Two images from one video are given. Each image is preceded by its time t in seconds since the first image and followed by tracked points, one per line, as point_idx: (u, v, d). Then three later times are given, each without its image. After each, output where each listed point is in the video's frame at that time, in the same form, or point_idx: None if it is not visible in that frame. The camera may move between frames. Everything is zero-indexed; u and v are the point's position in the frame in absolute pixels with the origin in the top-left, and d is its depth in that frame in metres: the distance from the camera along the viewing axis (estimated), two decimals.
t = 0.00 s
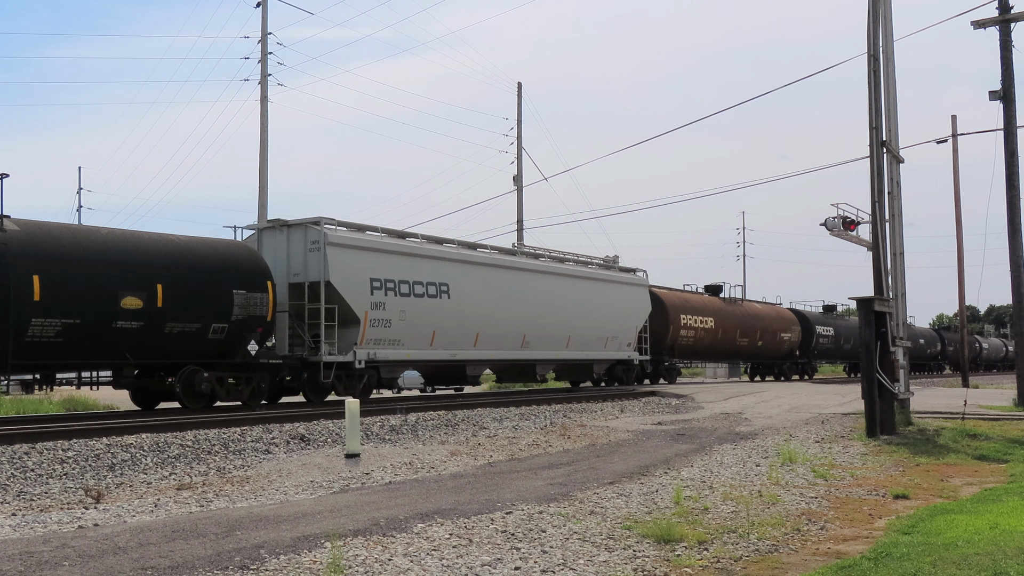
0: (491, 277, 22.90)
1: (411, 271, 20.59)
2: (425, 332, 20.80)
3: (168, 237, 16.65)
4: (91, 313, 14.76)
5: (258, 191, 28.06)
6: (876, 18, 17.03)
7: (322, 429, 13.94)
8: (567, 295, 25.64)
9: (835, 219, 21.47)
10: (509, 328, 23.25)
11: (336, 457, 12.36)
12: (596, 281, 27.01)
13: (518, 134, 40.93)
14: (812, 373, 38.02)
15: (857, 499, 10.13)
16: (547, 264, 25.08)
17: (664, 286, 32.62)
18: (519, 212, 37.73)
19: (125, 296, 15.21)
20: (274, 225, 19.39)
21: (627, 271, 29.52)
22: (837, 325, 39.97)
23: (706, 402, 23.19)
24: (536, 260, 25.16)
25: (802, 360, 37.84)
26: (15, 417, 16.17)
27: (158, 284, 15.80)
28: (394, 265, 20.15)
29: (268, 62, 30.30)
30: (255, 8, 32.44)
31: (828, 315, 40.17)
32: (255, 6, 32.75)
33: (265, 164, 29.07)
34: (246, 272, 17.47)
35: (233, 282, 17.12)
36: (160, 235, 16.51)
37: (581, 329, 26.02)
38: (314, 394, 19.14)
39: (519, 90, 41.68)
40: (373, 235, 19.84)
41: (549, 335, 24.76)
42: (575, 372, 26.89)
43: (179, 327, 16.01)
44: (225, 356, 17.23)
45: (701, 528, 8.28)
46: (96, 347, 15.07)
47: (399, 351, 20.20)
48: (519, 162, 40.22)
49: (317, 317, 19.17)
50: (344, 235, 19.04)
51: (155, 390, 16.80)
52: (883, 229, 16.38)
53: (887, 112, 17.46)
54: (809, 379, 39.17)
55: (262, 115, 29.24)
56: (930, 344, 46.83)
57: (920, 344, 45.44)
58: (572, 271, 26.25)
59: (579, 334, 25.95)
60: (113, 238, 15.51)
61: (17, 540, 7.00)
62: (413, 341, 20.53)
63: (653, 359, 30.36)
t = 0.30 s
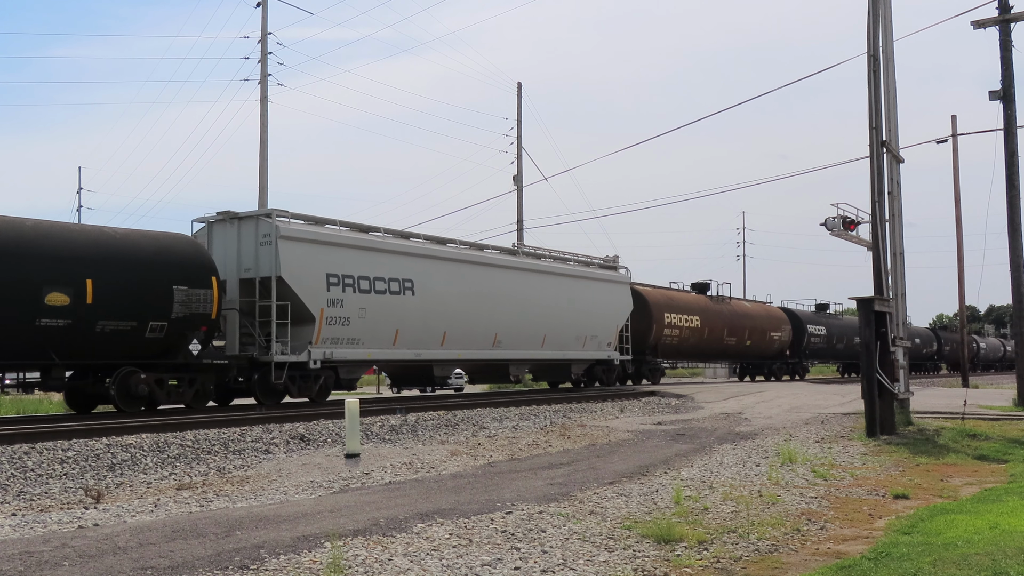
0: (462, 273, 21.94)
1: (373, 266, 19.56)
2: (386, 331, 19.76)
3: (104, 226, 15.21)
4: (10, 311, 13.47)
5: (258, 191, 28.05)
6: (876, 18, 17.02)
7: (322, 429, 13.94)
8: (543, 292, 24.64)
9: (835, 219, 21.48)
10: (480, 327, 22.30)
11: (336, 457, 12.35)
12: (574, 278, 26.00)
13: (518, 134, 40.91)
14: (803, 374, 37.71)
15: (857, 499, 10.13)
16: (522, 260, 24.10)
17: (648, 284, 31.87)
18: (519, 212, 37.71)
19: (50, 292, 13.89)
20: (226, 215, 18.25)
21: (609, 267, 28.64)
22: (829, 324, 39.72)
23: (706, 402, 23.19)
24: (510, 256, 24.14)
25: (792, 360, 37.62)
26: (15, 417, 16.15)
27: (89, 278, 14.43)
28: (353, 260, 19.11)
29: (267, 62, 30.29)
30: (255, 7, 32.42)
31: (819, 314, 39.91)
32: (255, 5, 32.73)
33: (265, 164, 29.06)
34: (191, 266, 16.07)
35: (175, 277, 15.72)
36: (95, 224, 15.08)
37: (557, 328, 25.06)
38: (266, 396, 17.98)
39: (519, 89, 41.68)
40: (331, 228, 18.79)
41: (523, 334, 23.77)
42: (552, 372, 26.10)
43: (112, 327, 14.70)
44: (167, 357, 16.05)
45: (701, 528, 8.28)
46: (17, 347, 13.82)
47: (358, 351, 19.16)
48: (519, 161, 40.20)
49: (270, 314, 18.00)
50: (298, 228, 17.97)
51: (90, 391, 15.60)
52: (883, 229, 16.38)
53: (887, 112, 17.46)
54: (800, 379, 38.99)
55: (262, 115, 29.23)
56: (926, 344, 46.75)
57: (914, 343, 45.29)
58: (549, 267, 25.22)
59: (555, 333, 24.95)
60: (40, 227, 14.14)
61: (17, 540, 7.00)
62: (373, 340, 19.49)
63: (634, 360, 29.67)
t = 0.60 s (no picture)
0: (429, 269, 21.03)
1: (331, 261, 18.59)
2: (344, 329, 18.79)
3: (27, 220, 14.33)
4: None
5: (258, 191, 28.04)
6: (876, 18, 17.03)
7: (322, 429, 13.94)
8: (515, 290, 23.73)
9: (835, 219, 21.48)
10: (448, 325, 21.38)
11: (336, 457, 12.35)
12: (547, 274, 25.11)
13: (518, 134, 40.91)
14: (794, 374, 37.49)
15: (857, 499, 10.13)
16: (494, 257, 23.18)
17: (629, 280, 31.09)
18: (519, 212, 37.71)
19: None
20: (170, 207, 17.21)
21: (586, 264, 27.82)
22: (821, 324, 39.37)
23: (706, 401, 23.19)
24: (480, 251, 23.18)
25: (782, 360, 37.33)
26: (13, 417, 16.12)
27: (8, 273, 13.53)
28: (306, 255, 18.09)
29: (267, 62, 30.29)
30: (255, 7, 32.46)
31: (811, 313, 39.55)
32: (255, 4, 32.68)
33: (265, 164, 29.07)
34: (124, 261, 15.13)
35: (107, 272, 14.79)
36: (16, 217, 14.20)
37: (530, 328, 24.16)
38: (213, 399, 16.97)
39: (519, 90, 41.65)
40: (285, 220, 17.80)
41: (493, 333, 22.87)
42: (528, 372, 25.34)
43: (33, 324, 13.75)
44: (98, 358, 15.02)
45: (701, 528, 8.28)
46: None
47: (313, 350, 18.17)
48: (519, 161, 40.20)
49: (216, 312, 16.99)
50: (246, 220, 16.95)
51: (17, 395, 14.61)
52: (883, 229, 16.38)
53: (887, 112, 17.46)
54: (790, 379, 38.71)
55: (262, 115, 29.22)
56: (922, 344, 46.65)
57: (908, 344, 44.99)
58: (521, 262, 24.27)
59: (527, 331, 24.04)
60: None
61: (17, 540, 7.00)
62: (330, 339, 18.51)
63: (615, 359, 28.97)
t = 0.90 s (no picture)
0: (392, 266, 20.26)
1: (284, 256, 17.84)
2: (297, 329, 18.01)
3: None
4: None
5: (258, 191, 28.06)
6: (877, 18, 17.03)
7: (322, 429, 13.94)
8: (487, 287, 22.99)
9: (835, 219, 21.49)
10: (412, 324, 20.62)
11: (336, 457, 12.35)
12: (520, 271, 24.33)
13: (518, 134, 40.90)
14: (785, 374, 36.78)
15: (857, 499, 10.13)
16: (465, 253, 22.43)
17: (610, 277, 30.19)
18: (519, 212, 37.70)
19: None
20: (109, 199, 16.52)
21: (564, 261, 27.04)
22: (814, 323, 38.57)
23: (706, 401, 23.19)
24: (449, 247, 22.39)
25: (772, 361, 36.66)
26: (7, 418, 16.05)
27: None
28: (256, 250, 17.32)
29: (268, 62, 30.29)
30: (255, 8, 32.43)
31: (803, 312, 38.75)
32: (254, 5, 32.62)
33: (265, 164, 29.06)
34: (50, 253, 14.51)
35: (30, 265, 14.19)
36: None
37: (500, 327, 23.40)
38: (153, 402, 16.15)
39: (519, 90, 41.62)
40: (235, 213, 17.08)
41: (460, 333, 22.09)
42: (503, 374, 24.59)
43: None
44: (20, 361, 14.36)
45: (701, 528, 8.28)
46: None
47: (263, 350, 17.40)
48: (519, 161, 40.20)
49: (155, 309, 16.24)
50: (189, 212, 16.21)
51: None
52: (883, 229, 16.38)
53: (888, 112, 17.46)
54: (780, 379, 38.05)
55: (262, 115, 29.23)
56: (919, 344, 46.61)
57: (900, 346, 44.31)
58: (493, 259, 23.51)
59: (497, 330, 23.27)
60: None
61: (18, 540, 7.00)
62: (282, 339, 17.74)
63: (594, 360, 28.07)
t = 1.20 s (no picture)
0: (351, 261, 19.11)
1: (231, 251, 16.71)
2: (246, 327, 16.86)
3: None
4: None
5: (258, 190, 28.06)
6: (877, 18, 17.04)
7: (321, 429, 13.95)
8: (456, 285, 21.79)
9: (835, 219, 21.49)
10: (374, 322, 19.43)
11: (336, 457, 12.36)
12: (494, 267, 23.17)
13: (518, 134, 40.90)
14: (775, 374, 35.74)
15: (857, 499, 10.13)
16: (433, 249, 21.25)
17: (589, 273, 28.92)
18: (519, 212, 37.70)
19: None
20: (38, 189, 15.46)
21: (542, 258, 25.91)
22: (806, 322, 37.68)
23: (706, 401, 23.20)
24: (416, 242, 21.25)
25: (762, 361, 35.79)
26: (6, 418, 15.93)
27: None
28: (199, 243, 16.20)
29: (268, 62, 30.29)
30: (255, 8, 32.50)
31: (795, 311, 37.86)
32: (255, 5, 32.62)
33: (265, 163, 29.05)
34: None
35: None
36: None
37: (470, 327, 22.18)
38: (83, 404, 15.08)
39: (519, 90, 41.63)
40: (176, 204, 16.01)
41: (428, 332, 20.91)
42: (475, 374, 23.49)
43: None
44: None
45: (701, 528, 8.28)
46: None
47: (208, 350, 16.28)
48: (519, 161, 40.20)
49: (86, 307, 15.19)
50: (124, 203, 15.13)
51: None
52: (883, 229, 16.39)
53: (888, 112, 17.46)
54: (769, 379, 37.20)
55: (262, 115, 29.23)
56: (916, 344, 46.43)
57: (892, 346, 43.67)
58: (465, 255, 22.36)
59: (469, 330, 22.14)
60: None
61: (17, 540, 7.00)
62: (228, 338, 16.60)
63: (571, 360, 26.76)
